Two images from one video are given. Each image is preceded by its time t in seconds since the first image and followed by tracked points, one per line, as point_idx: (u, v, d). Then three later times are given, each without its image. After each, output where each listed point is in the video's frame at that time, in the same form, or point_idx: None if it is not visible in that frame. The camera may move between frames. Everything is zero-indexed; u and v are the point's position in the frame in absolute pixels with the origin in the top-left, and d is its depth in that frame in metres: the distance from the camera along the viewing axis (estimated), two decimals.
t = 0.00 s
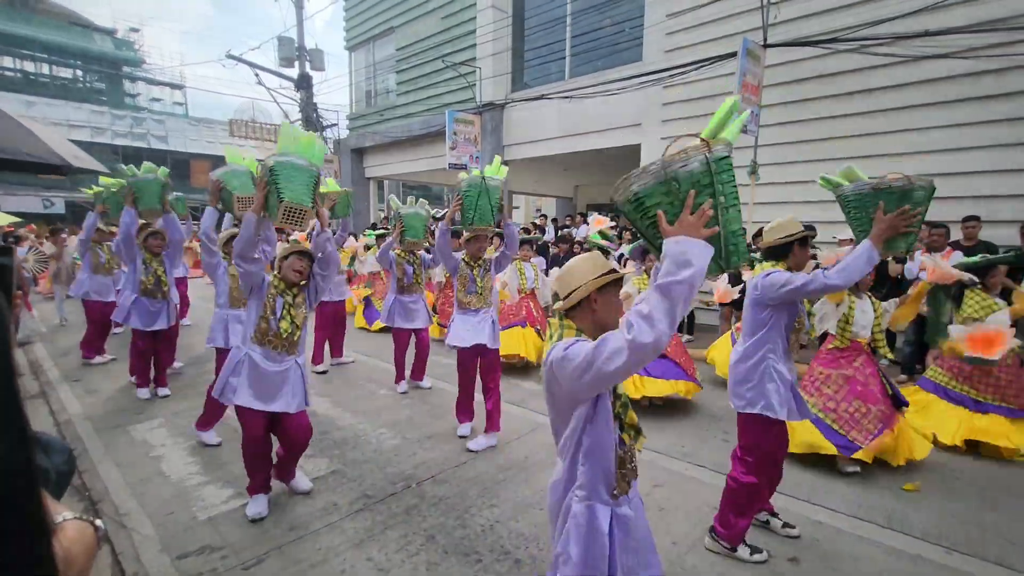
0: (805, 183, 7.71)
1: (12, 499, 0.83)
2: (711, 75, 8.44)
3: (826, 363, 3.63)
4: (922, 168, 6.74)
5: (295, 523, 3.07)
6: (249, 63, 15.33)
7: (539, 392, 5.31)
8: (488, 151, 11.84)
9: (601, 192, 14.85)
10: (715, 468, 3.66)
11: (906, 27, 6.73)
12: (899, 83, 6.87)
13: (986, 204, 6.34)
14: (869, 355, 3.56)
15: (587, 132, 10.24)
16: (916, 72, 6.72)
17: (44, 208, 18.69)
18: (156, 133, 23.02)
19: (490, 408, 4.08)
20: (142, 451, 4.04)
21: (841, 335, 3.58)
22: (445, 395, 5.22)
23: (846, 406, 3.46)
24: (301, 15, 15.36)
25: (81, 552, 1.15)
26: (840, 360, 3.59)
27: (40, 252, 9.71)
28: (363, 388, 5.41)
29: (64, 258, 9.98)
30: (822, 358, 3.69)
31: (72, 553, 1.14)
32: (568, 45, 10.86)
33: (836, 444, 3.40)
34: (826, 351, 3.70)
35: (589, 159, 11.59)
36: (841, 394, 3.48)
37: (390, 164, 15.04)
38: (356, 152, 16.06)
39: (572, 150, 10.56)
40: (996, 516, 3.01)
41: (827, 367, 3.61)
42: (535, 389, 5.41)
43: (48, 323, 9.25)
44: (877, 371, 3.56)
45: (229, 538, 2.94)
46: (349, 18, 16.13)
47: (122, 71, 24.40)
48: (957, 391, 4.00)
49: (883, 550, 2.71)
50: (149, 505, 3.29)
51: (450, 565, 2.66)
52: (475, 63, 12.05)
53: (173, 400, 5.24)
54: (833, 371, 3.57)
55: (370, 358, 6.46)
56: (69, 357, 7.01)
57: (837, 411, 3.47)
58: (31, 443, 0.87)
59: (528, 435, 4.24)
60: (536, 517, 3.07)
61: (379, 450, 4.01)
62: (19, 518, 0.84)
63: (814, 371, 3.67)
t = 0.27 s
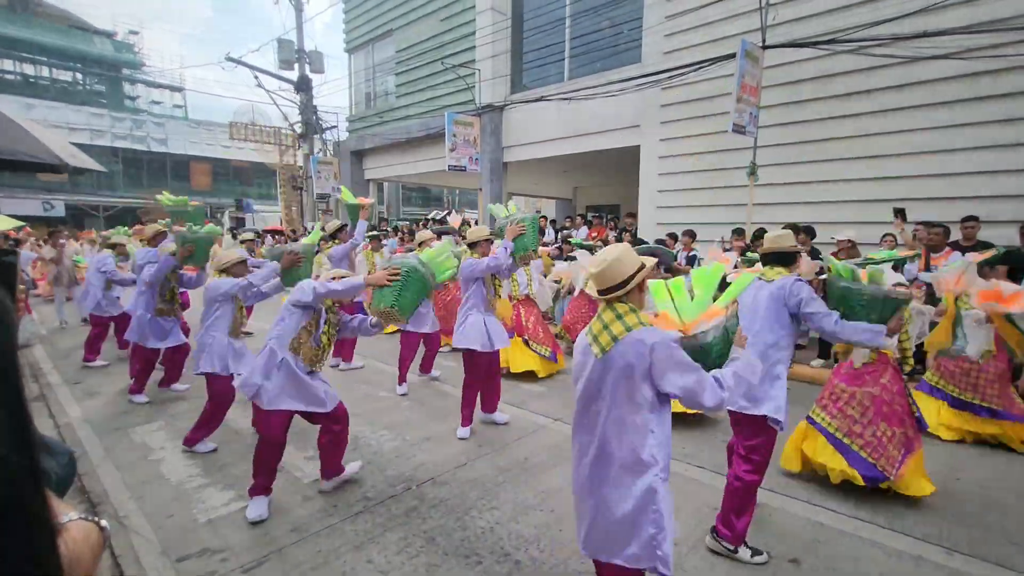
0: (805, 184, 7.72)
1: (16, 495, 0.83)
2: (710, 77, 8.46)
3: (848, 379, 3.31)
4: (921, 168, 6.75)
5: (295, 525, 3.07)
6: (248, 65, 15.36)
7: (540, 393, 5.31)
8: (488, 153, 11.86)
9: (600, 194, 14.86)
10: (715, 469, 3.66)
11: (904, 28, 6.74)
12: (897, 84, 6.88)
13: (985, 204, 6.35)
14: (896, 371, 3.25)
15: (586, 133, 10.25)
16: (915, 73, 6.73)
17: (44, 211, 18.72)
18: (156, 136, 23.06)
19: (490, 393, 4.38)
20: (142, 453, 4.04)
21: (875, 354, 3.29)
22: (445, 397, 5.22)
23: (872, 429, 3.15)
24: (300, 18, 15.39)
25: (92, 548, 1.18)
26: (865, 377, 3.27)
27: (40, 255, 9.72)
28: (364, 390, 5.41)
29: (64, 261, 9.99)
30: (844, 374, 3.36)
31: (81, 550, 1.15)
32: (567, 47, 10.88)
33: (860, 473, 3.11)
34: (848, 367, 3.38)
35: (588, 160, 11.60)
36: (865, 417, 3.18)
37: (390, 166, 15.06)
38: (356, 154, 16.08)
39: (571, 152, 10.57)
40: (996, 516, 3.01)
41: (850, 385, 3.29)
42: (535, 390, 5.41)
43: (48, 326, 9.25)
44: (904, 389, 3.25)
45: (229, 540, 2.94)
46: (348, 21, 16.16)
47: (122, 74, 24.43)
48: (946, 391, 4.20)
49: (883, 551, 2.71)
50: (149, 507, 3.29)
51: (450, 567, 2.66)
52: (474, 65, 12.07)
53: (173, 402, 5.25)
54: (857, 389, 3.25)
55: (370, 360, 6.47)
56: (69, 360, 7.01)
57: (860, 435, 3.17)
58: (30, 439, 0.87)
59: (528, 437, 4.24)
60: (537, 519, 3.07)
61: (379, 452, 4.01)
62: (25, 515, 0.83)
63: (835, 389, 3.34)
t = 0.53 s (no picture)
0: (804, 185, 7.73)
1: (18, 495, 0.82)
2: (709, 78, 8.47)
3: (867, 392, 3.01)
4: (920, 169, 6.76)
5: (295, 527, 3.07)
6: (248, 67, 15.39)
7: (540, 394, 5.32)
8: (487, 154, 11.87)
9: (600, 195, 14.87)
10: (715, 471, 3.67)
11: (903, 28, 6.75)
12: (896, 85, 6.88)
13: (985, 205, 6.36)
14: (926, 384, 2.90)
15: (586, 134, 10.26)
16: (913, 74, 6.74)
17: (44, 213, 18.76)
18: (155, 138, 23.09)
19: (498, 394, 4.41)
20: (142, 455, 4.04)
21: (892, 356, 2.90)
22: (445, 398, 5.22)
23: (890, 446, 2.88)
24: (300, 20, 15.41)
25: (91, 551, 1.19)
26: (886, 388, 2.95)
27: (40, 257, 9.73)
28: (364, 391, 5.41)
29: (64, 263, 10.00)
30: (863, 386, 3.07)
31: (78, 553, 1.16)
32: (566, 48, 10.89)
33: (878, 498, 2.87)
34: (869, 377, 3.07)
35: (588, 161, 11.61)
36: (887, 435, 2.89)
37: (390, 167, 15.06)
38: (356, 156, 16.09)
39: (571, 153, 10.58)
40: (996, 516, 3.01)
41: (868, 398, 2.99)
42: (535, 391, 5.41)
43: (48, 328, 9.26)
44: (934, 402, 2.91)
45: (228, 542, 2.93)
46: (348, 23, 16.18)
47: (122, 76, 24.45)
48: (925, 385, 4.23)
49: (883, 552, 2.71)
50: (148, 510, 3.29)
51: (450, 568, 2.66)
52: (473, 67, 12.08)
53: (174, 404, 5.24)
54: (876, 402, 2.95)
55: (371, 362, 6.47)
56: (70, 362, 7.01)
57: (877, 452, 2.91)
58: (39, 440, 0.87)
59: (528, 438, 4.24)
60: (537, 520, 3.07)
61: (379, 454, 4.00)
62: (25, 516, 0.83)
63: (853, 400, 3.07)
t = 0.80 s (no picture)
0: (803, 184, 7.73)
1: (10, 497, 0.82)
2: (708, 78, 8.48)
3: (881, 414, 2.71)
4: (918, 168, 6.77)
5: (294, 528, 3.06)
6: (247, 68, 15.39)
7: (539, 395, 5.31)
8: (487, 154, 11.87)
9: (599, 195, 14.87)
10: (715, 472, 3.67)
11: (901, 28, 6.76)
12: (895, 85, 6.89)
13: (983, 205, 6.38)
14: (948, 404, 2.57)
15: (585, 135, 10.26)
16: (912, 74, 6.75)
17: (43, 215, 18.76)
18: (154, 139, 23.07)
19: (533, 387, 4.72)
20: (141, 457, 4.03)
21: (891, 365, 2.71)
22: (444, 399, 5.22)
23: (909, 475, 2.54)
24: (298, 20, 15.41)
25: (91, 552, 1.22)
26: (900, 409, 2.64)
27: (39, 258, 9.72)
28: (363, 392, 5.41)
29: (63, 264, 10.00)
30: (877, 407, 2.76)
31: (76, 554, 1.19)
32: (566, 49, 10.89)
33: (898, 536, 2.52)
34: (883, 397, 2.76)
35: (587, 162, 11.62)
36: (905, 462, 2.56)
37: (389, 168, 15.04)
38: (355, 156, 16.08)
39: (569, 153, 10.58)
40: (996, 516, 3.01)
41: (881, 420, 2.69)
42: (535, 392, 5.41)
43: (47, 329, 9.24)
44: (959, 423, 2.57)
45: (228, 543, 2.93)
46: (347, 24, 16.18)
47: (121, 77, 24.44)
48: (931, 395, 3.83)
49: (883, 551, 2.70)
50: (147, 511, 3.28)
51: (449, 568, 2.66)
52: (472, 67, 12.09)
53: (173, 405, 5.23)
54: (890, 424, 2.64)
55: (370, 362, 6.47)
56: (68, 363, 7.00)
57: (894, 483, 2.58)
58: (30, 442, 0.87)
59: (528, 438, 4.23)
60: (537, 520, 3.06)
61: (378, 455, 4.00)
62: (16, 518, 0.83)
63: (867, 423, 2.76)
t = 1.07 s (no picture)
0: (802, 185, 7.74)
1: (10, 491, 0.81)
2: (707, 78, 8.48)
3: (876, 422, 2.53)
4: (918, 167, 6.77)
5: (294, 529, 3.05)
6: (246, 69, 15.38)
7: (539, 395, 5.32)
8: (486, 154, 11.87)
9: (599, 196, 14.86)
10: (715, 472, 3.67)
11: (901, 28, 6.76)
12: (895, 85, 6.89)
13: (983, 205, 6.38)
14: (950, 419, 2.37)
15: (584, 135, 10.25)
16: (910, 74, 6.76)
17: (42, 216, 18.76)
18: (153, 140, 23.09)
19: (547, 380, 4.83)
20: (141, 458, 4.03)
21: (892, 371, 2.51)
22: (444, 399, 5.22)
23: (891, 488, 2.41)
24: (297, 21, 15.41)
25: (95, 549, 1.18)
26: (896, 418, 2.46)
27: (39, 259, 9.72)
28: (363, 393, 5.41)
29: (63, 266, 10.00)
30: (874, 414, 2.58)
31: (78, 550, 1.16)
32: (565, 49, 10.89)
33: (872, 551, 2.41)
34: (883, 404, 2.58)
35: (587, 162, 11.62)
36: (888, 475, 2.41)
37: (389, 168, 15.02)
38: (354, 157, 16.08)
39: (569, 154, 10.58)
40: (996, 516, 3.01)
41: (874, 429, 2.52)
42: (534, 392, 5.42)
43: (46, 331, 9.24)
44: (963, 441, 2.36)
45: (227, 544, 2.93)
46: (346, 24, 16.18)
47: (119, 78, 24.42)
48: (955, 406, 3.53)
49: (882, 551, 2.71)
50: (147, 512, 3.28)
51: (449, 569, 2.66)
52: (472, 68, 12.09)
53: (172, 406, 5.23)
54: (882, 434, 2.47)
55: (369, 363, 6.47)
56: (67, 364, 6.98)
57: (873, 493, 2.45)
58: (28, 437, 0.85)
59: (527, 439, 4.22)
60: (537, 521, 3.06)
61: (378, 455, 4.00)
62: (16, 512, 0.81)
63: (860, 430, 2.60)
